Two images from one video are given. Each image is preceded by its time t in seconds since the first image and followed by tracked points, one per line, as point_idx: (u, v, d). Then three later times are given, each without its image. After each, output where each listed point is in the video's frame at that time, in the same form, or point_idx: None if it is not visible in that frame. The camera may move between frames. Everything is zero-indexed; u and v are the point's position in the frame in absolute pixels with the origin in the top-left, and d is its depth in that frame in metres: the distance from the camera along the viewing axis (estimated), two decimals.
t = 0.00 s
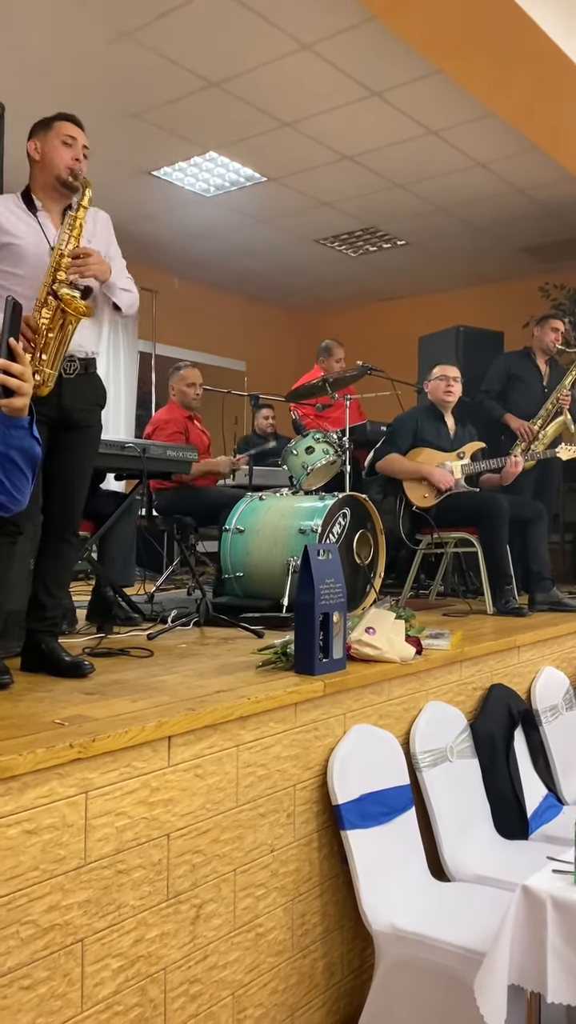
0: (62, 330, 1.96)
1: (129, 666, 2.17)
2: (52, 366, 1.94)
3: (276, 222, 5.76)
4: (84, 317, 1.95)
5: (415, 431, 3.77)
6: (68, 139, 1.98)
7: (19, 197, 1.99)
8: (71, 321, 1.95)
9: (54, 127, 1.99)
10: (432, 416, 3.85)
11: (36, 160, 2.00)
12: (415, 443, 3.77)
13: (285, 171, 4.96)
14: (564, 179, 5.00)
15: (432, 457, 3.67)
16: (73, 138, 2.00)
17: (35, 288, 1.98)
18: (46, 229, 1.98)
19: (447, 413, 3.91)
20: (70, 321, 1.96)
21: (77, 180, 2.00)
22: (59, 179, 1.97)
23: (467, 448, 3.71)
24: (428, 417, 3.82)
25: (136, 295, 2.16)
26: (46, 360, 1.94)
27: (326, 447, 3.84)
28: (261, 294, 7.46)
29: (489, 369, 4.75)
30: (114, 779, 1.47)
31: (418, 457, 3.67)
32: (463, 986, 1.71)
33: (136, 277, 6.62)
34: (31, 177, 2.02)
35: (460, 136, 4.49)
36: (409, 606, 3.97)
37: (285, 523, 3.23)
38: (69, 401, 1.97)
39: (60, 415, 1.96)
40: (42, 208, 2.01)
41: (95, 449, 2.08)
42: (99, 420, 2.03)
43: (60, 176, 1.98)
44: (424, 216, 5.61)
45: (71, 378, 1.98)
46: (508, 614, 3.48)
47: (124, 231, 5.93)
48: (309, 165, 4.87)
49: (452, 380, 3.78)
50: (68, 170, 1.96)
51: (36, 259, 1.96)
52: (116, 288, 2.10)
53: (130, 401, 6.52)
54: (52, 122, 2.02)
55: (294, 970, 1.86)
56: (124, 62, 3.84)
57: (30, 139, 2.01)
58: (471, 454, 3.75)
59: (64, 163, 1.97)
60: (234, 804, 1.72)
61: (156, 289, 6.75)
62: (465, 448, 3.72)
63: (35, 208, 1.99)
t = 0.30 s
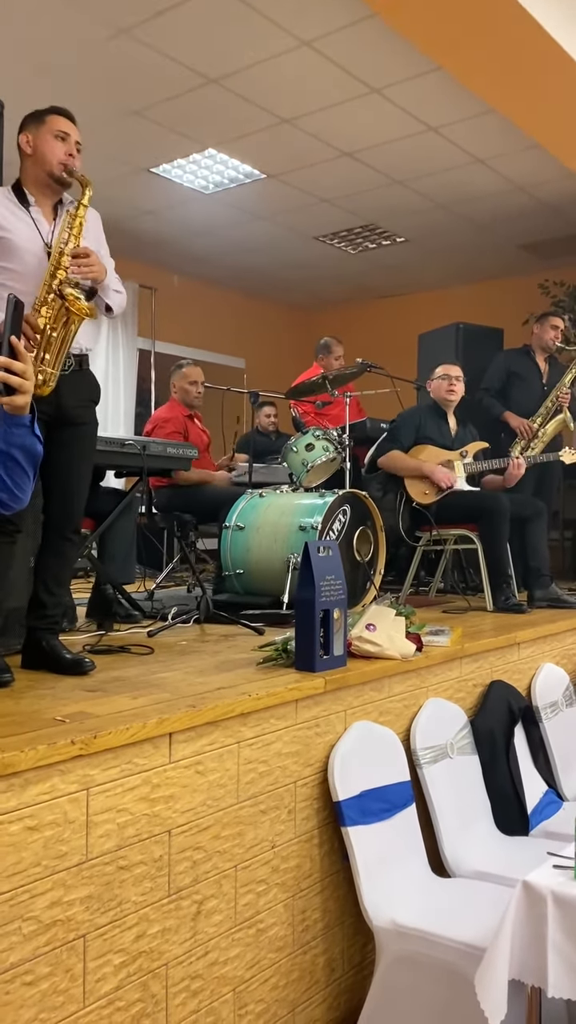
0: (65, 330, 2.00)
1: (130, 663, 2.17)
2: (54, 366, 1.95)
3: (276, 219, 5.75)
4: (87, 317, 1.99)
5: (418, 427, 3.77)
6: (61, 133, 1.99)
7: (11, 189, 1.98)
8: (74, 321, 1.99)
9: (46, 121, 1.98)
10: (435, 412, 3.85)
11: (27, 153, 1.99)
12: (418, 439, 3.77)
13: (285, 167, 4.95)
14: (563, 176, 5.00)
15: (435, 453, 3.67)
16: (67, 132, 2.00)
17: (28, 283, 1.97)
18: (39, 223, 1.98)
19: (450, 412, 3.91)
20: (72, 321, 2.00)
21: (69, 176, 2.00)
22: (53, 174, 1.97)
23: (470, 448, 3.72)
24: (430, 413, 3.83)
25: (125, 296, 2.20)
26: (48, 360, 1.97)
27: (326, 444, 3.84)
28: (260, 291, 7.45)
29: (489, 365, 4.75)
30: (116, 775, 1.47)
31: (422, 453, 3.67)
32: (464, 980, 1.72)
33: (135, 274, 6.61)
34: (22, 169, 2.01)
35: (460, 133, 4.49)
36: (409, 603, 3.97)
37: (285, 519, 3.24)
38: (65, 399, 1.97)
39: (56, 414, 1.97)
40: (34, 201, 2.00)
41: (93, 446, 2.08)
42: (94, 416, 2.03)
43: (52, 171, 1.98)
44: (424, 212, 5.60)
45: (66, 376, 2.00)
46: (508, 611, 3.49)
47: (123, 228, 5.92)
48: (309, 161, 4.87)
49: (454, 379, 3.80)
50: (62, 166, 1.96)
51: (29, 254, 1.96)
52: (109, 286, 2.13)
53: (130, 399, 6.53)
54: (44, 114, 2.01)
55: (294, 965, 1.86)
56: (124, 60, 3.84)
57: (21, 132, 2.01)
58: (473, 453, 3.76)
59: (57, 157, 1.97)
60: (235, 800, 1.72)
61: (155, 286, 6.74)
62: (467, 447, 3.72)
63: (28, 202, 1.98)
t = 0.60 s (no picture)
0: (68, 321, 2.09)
1: (129, 662, 2.18)
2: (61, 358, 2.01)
3: (274, 218, 5.75)
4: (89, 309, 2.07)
5: (418, 424, 3.77)
6: (41, 124, 1.97)
7: None
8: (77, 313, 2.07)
9: (24, 111, 1.96)
10: (434, 410, 3.85)
11: (6, 145, 1.96)
12: (418, 437, 3.77)
13: (283, 167, 4.95)
14: (562, 175, 5.00)
15: (436, 451, 3.68)
16: (46, 123, 1.99)
17: (19, 279, 1.97)
18: (24, 216, 1.97)
19: (449, 406, 3.90)
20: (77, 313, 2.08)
21: (50, 167, 1.99)
22: (35, 166, 1.96)
23: (470, 445, 3.75)
24: (430, 411, 3.83)
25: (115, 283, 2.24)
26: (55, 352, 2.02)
27: (325, 442, 3.83)
28: (259, 290, 7.46)
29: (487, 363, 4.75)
30: (115, 773, 1.48)
31: (421, 451, 3.67)
32: (463, 977, 1.72)
33: (134, 274, 6.61)
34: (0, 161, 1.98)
35: (457, 132, 4.49)
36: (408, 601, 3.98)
37: (284, 518, 3.24)
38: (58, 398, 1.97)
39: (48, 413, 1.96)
40: (18, 194, 1.98)
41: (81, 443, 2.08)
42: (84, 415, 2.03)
43: (34, 163, 1.96)
44: (422, 211, 5.61)
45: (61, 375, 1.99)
46: (506, 609, 3.50)
47: (122, 227, 5.92)
48: (307, 161, 4.87)
49: (454, 378, 3.83)
50: (43, 156, 1.95)
51: (17, 248, 1.95)
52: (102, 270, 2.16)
53: (129, 399, 6.54)
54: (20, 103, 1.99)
55: (294, 963, 1.87)
56: (122, 60, 3.85)
57: None
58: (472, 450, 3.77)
59: (38, 148, 1.96)
60: (234, 798, 1.73)
61: (154, 285, 6.75)
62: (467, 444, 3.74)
63: (12, 195, 1.96)
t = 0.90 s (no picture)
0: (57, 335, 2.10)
1: (128, 661, 2.18)
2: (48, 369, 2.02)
3: (272, 217, 5.75)
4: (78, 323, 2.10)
5: (415, 424, 3.77)
6: (30, 125, 1.94)
7: None
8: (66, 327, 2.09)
9: (13, 111, 1.94)
10: (432, 410, 3.85)
11: None
12: (415, 437, 3.77)
13: (281, 166, 4.95)
14: (560, 174, 5.00)
15: (434, 451, 3.68)
16: (35, 123, 1.96)
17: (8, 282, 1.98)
18: (11, 217, 1.98)
19: (446, 406, 3.90)
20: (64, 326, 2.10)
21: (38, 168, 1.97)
22: (22, 169, 1.94)
23: (467, 446, 3.75)
24: (427, 412, 3.83)
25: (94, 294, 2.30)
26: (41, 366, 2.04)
27: (323, 441, 3.84)
28: (257, 290, 7.46)
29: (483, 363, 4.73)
30: (114, 772, 1.48)
31: (419, 451, 3.68)
32: (461, 974, 1.73)
33: (132, 273, 6.61)
34: None
35: (455, 131, 4.50)
36: (407, 600, 3.99)
37: (282, 517, 3.25)
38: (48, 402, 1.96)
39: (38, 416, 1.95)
40: (6, 196, 1.98)
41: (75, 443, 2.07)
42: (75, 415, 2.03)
43: (20, 165, 1.94)
44: (419, 210, 5.61)
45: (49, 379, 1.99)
46: (504, 608, 3.50)
47: (120, 227, 5.92)
48: (306, 160, 4.87)
49: (451, 379, 3.81)
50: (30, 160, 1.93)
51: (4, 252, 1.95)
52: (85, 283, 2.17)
53: (127, 398, 6.54)
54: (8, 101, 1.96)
55: (293, 961, 1.87)
56: (120, 59, 3.85)
57: None
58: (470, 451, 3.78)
59: (25, 150, 1.93)
60: (233, 796, 1.73)
61: (152, 285, 6.75)
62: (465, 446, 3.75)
63: None
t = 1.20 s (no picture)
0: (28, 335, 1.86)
1: (125, 661, 2.17)
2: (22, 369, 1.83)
3: (268, 217, 5.75)
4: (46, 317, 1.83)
5: (411, 424, 3.78)
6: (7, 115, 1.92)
7: None
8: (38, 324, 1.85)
9: None
10: (428, 410, 3.85)
11: None
12: (412, 437, 3.78)
13: (278, 166, 4.96)
14: (557, 174, 5.01)
15: (431, 450, 3.68)
16: (12, 113, 1.94)
17: None
18: None
19: (442, 405, 3.91)
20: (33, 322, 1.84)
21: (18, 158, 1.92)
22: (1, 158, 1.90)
23: (464, 442, 3.79)
24: (423, 411, 3.83)
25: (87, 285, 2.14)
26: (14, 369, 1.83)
27: (320, 441, 3.84)
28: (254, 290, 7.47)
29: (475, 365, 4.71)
30: (112, 772, 1.48)
31: (415, 450, 3.69)
32: (458, 973, 1.73)
33: (128, 273, 6.61)
34: None
35: (451, 130, 4.50)
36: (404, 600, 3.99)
37: (280, 517, 3.25)
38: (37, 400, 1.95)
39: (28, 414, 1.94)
40: None
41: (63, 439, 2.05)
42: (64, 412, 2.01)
43: None
44: (416, 210, 5.62)
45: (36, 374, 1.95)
46: (502, 607, 3.48)
47: (117, 228, 5.92)
48: (302, 160, 4.87)
49: (447, 378, 3.84)
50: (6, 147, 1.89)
51: None
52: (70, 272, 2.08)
53: (124, 398, 6.54)
54: None
55: (291, 961, 1.87)
56: (116, 59, 3.84)
57: None
58: (466, 448, 3.82)
59: (4, 140, 1.89)
60: (231, 796, 1.73)
61: (149, 285, 6.76)
62: (461, 443, 3.78)
63: None
